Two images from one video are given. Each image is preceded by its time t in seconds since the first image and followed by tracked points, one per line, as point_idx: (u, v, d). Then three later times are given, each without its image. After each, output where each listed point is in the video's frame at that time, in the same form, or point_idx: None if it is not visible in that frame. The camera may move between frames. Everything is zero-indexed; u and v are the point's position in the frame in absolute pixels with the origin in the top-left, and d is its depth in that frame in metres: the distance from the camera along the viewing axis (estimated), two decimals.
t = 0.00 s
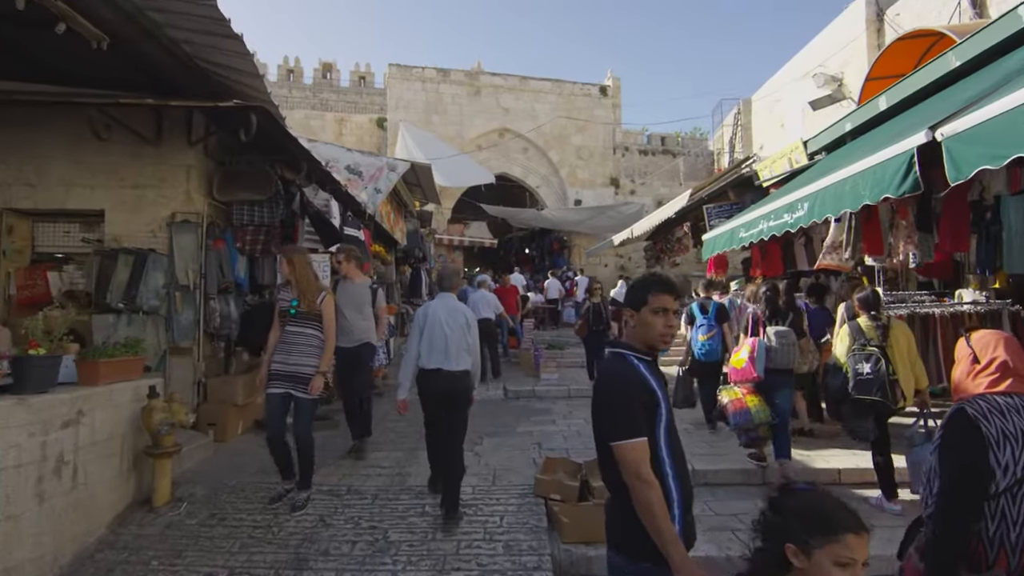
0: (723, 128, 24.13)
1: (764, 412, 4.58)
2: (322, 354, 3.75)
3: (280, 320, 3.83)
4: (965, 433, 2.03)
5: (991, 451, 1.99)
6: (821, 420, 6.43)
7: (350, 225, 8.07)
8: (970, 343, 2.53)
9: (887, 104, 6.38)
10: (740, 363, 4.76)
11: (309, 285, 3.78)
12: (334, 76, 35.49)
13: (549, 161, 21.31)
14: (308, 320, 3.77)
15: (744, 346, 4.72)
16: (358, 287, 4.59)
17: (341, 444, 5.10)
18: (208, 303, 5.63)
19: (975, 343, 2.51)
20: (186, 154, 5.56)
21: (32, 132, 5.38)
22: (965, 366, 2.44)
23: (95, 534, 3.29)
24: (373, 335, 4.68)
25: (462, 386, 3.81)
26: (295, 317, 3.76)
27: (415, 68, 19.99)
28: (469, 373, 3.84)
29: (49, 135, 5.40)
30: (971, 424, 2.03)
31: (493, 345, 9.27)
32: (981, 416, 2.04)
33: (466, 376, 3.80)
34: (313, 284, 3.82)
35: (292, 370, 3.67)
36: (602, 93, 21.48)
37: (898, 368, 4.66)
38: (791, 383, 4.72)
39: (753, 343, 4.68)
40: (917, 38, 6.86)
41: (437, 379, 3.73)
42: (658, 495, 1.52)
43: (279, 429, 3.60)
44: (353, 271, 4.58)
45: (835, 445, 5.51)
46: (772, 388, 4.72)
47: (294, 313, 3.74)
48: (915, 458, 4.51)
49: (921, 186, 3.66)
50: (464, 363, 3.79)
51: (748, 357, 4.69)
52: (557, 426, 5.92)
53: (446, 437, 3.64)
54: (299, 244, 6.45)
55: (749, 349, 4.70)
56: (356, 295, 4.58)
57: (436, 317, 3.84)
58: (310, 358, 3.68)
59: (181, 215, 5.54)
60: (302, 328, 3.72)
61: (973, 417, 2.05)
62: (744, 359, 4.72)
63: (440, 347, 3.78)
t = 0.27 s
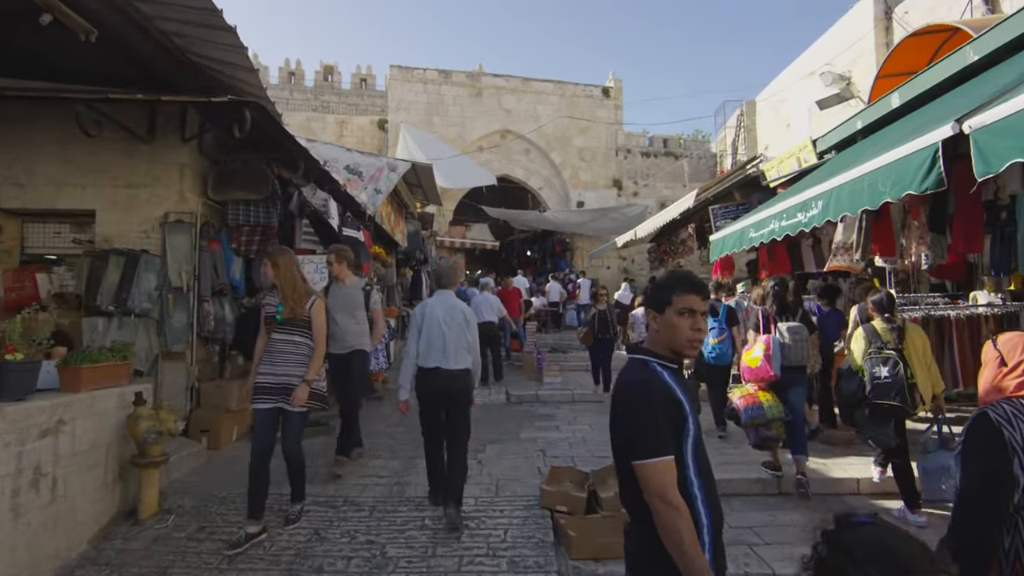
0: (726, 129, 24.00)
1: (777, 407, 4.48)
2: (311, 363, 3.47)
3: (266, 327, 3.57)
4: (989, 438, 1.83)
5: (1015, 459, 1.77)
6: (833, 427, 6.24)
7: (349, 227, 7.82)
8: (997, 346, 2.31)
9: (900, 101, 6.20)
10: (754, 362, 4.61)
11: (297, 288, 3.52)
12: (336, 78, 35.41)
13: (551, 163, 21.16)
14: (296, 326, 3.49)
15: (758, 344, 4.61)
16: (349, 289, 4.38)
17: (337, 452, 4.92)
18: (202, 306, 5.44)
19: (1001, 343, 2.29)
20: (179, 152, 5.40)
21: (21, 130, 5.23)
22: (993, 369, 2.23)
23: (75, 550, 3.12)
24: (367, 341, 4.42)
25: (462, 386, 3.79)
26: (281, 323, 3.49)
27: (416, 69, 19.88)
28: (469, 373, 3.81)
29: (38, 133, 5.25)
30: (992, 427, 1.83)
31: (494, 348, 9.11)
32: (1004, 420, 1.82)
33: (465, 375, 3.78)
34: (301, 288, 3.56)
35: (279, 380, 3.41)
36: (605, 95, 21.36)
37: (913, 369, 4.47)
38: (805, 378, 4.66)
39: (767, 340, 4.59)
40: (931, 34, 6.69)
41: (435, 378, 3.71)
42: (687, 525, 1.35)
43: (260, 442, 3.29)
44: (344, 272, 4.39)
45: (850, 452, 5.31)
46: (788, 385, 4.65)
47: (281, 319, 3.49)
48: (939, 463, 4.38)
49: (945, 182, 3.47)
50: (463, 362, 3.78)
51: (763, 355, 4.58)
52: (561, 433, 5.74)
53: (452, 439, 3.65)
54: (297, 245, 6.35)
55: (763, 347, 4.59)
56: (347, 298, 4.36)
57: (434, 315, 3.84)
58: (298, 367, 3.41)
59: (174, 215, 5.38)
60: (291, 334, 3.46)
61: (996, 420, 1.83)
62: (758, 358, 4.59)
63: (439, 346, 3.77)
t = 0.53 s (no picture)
0: (728, 131, 23.85)
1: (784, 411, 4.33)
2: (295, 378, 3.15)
3: (246, 339, 3.25)
4: None
5: None
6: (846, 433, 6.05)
7: (347, 227, 7.63)
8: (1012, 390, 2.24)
9: (915, 96, 6.02)
10: (774, 363, 4.52)
11: (281, 295, 3.20)
12: (336, 80, 35.29)
13: (553, 164, 21.01)
14: (279, 337, 3.17)
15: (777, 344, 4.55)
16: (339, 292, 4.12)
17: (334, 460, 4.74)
18: (195, 308, 5.31)
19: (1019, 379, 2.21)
20: (171, 150, 5.23)
21: (8, 127, 5.07)
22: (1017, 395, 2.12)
23: (54, 567, 2.94)
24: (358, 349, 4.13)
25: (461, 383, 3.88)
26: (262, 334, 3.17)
27: (417, 70, 19.74)
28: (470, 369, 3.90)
29: (26, 130, 5.09)
30: None
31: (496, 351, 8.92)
32: None
33: (464, 373, 3.87)
34: (283, 295, 3.23)
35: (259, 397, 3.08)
36: (607, 95, 21.22)
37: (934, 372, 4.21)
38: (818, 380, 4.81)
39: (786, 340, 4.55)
40: (943, 28, 6.58)
41: (435, 375, 3.79)
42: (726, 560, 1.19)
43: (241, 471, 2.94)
44: (335, 273, 4.13)
45: (866, 459, 5.12)
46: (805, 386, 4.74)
47: (262, 330, 3.17)
48: (953, 468, 4.29)
49: (972, 176, 3.29)
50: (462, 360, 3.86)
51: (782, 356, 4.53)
52: (566, 439, 5.56)
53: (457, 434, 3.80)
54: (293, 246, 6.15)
55: (785, 348, 4.55)
56: (337, 301, 4.09)
57: (433, 313, 3.94)
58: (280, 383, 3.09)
59: (167, 214, 5.21)
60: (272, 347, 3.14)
61: None
62: (778, 359, 4.53)
63: (437, 344, 3.86)
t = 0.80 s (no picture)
0: (730, 131, 23.68)
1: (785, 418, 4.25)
2: (276, 396, 2.89)
3: (220, 352, 2.95)
4: None
5: None
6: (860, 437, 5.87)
7: (345, 228, 7.45)
8: None
9: (929, 92, 5.84)
10: (794, 365, 4.35)
11: (257, 303, 2.90)
12: (336, 82, 35.12)
13: (553, 165, 20.84)
14: (257, 351, 2.90)
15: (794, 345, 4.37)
16: (328, 292, 3.87)
17: (331, 469, 4.56)
18: (187, 311, 5.15)
19: None
20: (161, 147, 5.06)
21: None
22: None
23: None
24: (344, 355, 3.83)
25: (461, 384, 3.78)
26: (237, 346, 2.89)
27: (416, 70, 19.59)
28: (471, 370, 3.84)
29: (11, 127, 4.92)
30: None
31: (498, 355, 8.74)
32: None
33: (463, 373, 3.77)
34: (260, 304, 2.94)
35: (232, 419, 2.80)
36: (608, 96, 21.06)
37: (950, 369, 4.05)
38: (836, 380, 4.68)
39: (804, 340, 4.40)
40: (957, 22, 6.47)
41: (433, 377, 3.70)
42: None
43: (217, 505, 2.72)
44: (324, 273, 3.90)
45: (882, 467, 4.93)
46: (823, 386, 4.60)
47: (237, 342, 2.88)
48: (965, 469, 4.00)
49: (1003, 169, 3.12)
50: (461, 360, 3.77)
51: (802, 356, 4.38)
52: (571, 445, 5.38)
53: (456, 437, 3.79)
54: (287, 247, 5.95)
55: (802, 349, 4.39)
56: (325, 303, 3.84)
57: (431, 312, 3.85)
58: (257, 403, 2.81)
59: (156, 214, 5.04)
60: (247, 363, 2.86)
61: None
62: (796, 361, 4.35)
63: (436, 343, 3.78)
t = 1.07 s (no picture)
0: (731, 132, 23.54)
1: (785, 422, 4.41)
2: (254, 408, 2.60)
3: (187, 359, 2.66)
4: None
5: None
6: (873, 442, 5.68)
7: (342, 228, 7.26)
8: None
9: (944, 86, 5.66)
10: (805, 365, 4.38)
11: (229, 304, 2.60)
12: (334, 83, 34.97)
13: (553, 165, 20.68)
14: (230, 358, 2.60)
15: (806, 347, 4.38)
16: (314, 290, 3.65)
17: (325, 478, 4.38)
18: (176, 313, 4.95)
19: None
20: (149, 143, 4.88)
21: None
22: None
23: None
24: (331, 356, 3.63)
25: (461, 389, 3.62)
26: (207, 353, 2.59)
27: (415, 70, 19.43)
28: (471, 373, 3.69)
29: None
30: None
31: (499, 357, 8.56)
32: None
33: (465, 377, 3.62)
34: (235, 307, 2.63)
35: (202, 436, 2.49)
36: (608, 96, 20.91)
37: (967, 362, 4.04)
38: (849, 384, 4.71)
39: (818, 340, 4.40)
40: (970, 15, 6.33)
41: (432, 382, 3.57)
42: None
43: (186, 524, 2.48)
44: (311, 269, 3.69)
45: (898, 474, 4.75)
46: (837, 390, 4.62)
47: (207, 349, 2.58)
48: (976, 463, 3.79)
49: None
50: (461, 364, 3.62)
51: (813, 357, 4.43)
52: (574, 451, 5.19)
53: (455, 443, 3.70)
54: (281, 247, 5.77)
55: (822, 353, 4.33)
56: (310, 302, 3.62)
57: (429, 313, 3.69)
58: (230, 418, 2.51)
59: (144, 212, 4.86)
60: (219, 373, 2.56)
61: None
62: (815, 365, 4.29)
63: (436, 347, 3.63)
